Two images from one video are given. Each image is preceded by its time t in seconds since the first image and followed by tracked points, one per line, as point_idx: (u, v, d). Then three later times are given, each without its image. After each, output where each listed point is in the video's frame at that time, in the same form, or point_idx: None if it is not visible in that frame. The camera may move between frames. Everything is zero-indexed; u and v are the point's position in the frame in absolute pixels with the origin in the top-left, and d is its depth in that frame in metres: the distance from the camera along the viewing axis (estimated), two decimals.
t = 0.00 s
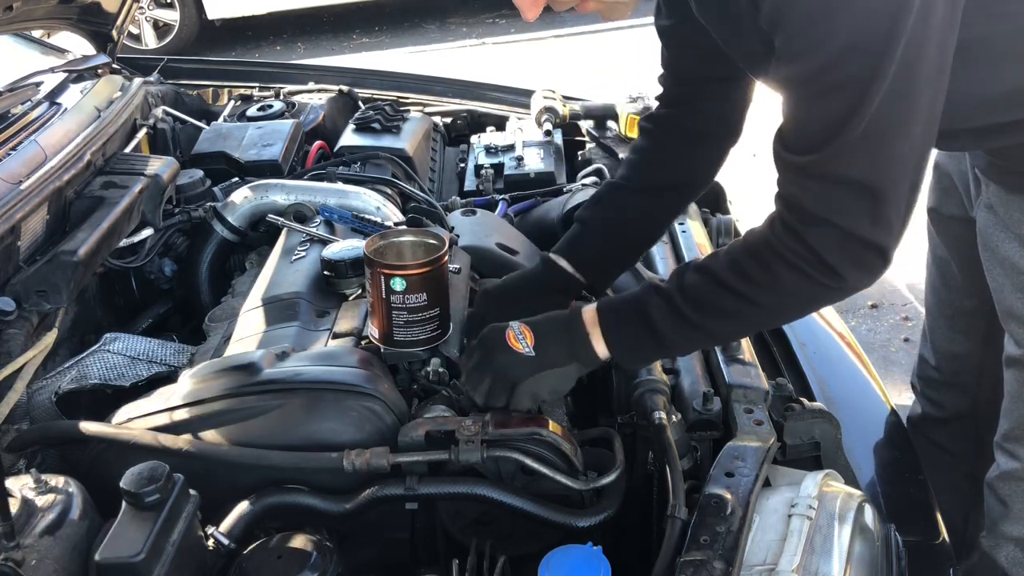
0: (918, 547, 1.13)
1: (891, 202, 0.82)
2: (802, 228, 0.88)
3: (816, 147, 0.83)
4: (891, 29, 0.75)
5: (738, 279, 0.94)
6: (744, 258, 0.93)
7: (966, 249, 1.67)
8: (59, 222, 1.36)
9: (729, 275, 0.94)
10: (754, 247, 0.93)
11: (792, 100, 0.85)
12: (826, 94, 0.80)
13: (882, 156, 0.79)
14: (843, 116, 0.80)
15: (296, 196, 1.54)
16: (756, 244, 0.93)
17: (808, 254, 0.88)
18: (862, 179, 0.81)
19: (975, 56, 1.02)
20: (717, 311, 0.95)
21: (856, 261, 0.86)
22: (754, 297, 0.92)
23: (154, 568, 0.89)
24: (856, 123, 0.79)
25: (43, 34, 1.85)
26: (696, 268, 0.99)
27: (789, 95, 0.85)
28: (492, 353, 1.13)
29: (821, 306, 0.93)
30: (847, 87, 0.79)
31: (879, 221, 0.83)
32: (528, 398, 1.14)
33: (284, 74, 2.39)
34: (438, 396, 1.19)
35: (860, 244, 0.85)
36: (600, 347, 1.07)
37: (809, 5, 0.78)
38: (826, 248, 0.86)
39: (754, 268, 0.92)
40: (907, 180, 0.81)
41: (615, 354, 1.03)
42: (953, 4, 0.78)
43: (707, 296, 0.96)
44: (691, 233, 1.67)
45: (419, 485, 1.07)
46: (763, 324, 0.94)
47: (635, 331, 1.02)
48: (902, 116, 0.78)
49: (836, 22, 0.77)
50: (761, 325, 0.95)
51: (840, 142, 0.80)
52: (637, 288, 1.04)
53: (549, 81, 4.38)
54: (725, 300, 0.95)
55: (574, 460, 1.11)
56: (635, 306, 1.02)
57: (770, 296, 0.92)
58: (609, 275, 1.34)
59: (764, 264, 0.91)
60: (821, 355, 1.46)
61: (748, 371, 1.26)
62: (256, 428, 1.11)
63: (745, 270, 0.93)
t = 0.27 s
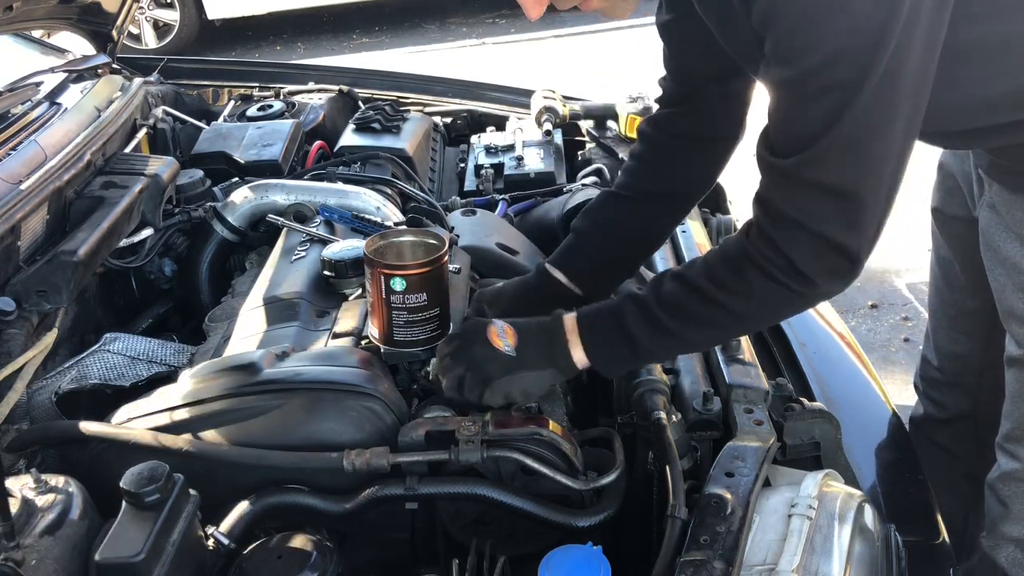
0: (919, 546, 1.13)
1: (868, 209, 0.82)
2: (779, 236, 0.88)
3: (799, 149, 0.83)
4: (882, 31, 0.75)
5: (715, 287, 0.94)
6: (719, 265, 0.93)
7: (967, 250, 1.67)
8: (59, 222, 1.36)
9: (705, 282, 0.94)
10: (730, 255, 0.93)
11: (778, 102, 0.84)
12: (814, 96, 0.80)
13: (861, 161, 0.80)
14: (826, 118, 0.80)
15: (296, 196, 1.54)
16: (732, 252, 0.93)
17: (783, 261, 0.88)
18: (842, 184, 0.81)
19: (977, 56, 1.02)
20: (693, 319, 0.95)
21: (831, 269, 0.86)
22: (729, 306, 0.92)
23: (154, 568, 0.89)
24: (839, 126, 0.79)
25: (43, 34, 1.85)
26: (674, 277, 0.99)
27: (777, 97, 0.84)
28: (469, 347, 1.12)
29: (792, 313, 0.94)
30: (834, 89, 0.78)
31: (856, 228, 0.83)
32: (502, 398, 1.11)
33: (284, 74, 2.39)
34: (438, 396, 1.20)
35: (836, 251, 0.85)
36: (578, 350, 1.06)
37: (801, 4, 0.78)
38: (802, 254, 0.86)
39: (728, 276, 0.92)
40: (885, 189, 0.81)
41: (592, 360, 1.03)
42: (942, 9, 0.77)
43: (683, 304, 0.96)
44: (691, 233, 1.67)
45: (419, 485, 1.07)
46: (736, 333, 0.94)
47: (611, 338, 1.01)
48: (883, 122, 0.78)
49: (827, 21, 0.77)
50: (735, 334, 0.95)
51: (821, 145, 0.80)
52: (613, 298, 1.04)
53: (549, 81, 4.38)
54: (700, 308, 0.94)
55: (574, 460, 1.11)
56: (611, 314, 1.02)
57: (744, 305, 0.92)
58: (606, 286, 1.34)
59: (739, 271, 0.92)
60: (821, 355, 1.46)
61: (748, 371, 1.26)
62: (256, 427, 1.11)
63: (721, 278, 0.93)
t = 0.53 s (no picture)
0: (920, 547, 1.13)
1: (885, 215, 0.80)
2: (794, 241, 0.87)
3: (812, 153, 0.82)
4: (896, 33, 0.74)
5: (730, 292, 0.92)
6: (736, 270, 0.92)
7: (968, 250, 1.67)
8: (59, 222, 1.36)
9: (720, 288, 0.93)
10: (744, 261, 0.92)
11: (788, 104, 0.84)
12: (826, 100, 0.79)
13: (874, 165, 0.78)
14: (841, 121, 0.79)
15: (296, 196, 1.54)
16: (748, 257, 0.92)
17: (800, 268, 0.87)
18: (857, 188, 0.80)
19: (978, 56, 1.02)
20: (707, 324, 0.94)
21: (847, 277, 0.85)
22: (744, 312, 0.91)
23: (153, 568, 0.89)
24: (852, 128, 0.78)
25: (43, 33, 1.85)
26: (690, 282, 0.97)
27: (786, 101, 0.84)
28: (475, 348, 1.07)
29: (812, 323, 0.92)
30: (845, 93, 0.78)
31: (873, 235, 0.81)
32: (506, 399, 1.08)
33: (284, 74, 2.39)
34: (438, 396, 1.20)
35: (852, 258, 0.84)
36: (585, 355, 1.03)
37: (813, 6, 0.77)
38: (818, 261, 0.85)
39: (745, 281, 0.91)
40: (901, 194, 0.80)
41: (601, 363, 1.01)
42: (959, 12, 0.77)
43: (694, 307, 0.95)
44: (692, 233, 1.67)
45: (419, 485, 1.07)
46: (751, 339, 0.93)
47: (620, 341, 1.00)
48: (898, 126, 0.77)
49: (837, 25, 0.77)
50: (749, 341, 0.93)
51: (833, 148, 0.79)
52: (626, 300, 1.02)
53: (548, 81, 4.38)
54: (715, 313, 0.93)
55: (574, 460, 1.11)
56: (623, 318, 1.00)
57: (760, 311, 0.90)
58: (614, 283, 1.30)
59: (755, 276, 0.91)
60: (821, 355, 1.46)
61: (748, 371, 1.26)
62: (255, 428, 1.11)
63: (736, 283, 0.92)
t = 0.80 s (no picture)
0: (920, 548, 1.13)
1: (876, 219, 0.80)
2: (784, 247, 0.87)
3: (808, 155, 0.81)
4: (892, 33, 0.73)
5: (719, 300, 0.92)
6: (725, 278, 0.92)
7: (969, 251, 1.68)
8: (59, 222, 1.36)
9: (709, 295, 0.93)
10: (731, 269, 0.92)
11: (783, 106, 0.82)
12: (820, 102, 0.78)
13: (867, 165, 0.78)
14: (836, 121, 0.78)
15: (296, 196, 1.54)
16: (737, 265, 0.92)
17: (789, 275, 0.87)
18: (852, 192, 0.79)
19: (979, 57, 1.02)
20: (695, 332, 0.93)
21: (836, 283, 0.84)
22: (733, 319, 0.90)
23: (154, 568, 0.89)
24: (847, 133, 0.77)
25: (43, 33, 1.85)
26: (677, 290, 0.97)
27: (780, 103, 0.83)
28: (465, 341, 1.07)
29: (799, 331, 0.91)
30: (842, 93, 0.77)
31: (862, 240, 0.81)
32: (485, 396, 1.07)
33: (284, 74, 2.39)
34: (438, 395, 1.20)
35: (842, 263, 0.83)
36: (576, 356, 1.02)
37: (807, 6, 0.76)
38: (807, 267, 0.85)
39: (733, 288, 0.91)
40: (894, 195, 0.79)
41: (591, 364, 1.00)
42: (953, 8, 0.75)
43: (685, 314, 0.94)
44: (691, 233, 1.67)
45: (419, 485, 1.07)
46: (741, 347, 0.92)
47: (609, 346, 0.99)
48: (891, 129, 0.76)
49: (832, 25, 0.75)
50: (738, 348, 0.93)
51: (829, 146, 0.78)
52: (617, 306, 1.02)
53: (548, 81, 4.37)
54: (704, 320, 0.92)
55: (574, 460, 1.11)
56: (611, 324, 1.00)
57: (749, 318, 0.90)
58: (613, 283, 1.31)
59: (745, 284, 0.90)
60: (821, 355, 1.46)
61: (748, 371, 1.26)
62: (255, 428, 1.11)
63: (726, 290, 0.91)
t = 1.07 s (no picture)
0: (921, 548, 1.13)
1: (869, 214, 0.77)
2: (776, 245, 0.84)
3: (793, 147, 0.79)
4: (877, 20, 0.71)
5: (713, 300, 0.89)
6: (719, 278, 0.89)
7: (970, 252, 1.67)
8: (59, 222, 1.36)
9: (703, 297, 0.90)
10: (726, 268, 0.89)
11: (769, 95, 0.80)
12: (805, 92, 0.76)
13: (855, 157, 0.75)
14: (822, 110, 0.75)
15: (296, 196, 1.54)
16: (731, 265, 0.89)
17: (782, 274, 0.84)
18: (841, 185, 0.76)
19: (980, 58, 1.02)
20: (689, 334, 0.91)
21: (830, 282, 0.81)
22: (725, 319, 0.88)
23: (154, 568, 0.89)
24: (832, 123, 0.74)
25: (43, 34, 1.86)
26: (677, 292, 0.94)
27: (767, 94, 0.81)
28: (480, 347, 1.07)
29: (794, 335, 0.88)
30: (826, 82, 0.74)
31: (853, 236, 0.78)
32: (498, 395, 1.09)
33: (284, 74, 2.39)
34: (438, 395, 1.20)
35: (835, 261, 0.80)
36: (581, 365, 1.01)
37: None
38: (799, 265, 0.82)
39: (726, 288, 0.88)
40: (887, 190, 0.76)
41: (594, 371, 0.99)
42: None
43: (678, 313, 0.92)
44: (691, 233, 1.67)
45: (419, 485, 1.07)
46: (736, 351, 0.89)
47: (611, 351, 0.97)
48: (879, 118, 0.73)
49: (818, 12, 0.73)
50: (733, 352, 0.90)
51: (815, 134, 0.76)
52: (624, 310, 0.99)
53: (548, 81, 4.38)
54: (698, 321, 0.90)
55: (574, 460, 1.11)
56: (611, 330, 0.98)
57: (741, 319, 0.87)
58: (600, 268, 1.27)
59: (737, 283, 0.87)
60: (821, 355, 1.46)
61: (748, 371, 1.26)
62: (256, 428, 1.11)
63: (719, 291, 0.89)
